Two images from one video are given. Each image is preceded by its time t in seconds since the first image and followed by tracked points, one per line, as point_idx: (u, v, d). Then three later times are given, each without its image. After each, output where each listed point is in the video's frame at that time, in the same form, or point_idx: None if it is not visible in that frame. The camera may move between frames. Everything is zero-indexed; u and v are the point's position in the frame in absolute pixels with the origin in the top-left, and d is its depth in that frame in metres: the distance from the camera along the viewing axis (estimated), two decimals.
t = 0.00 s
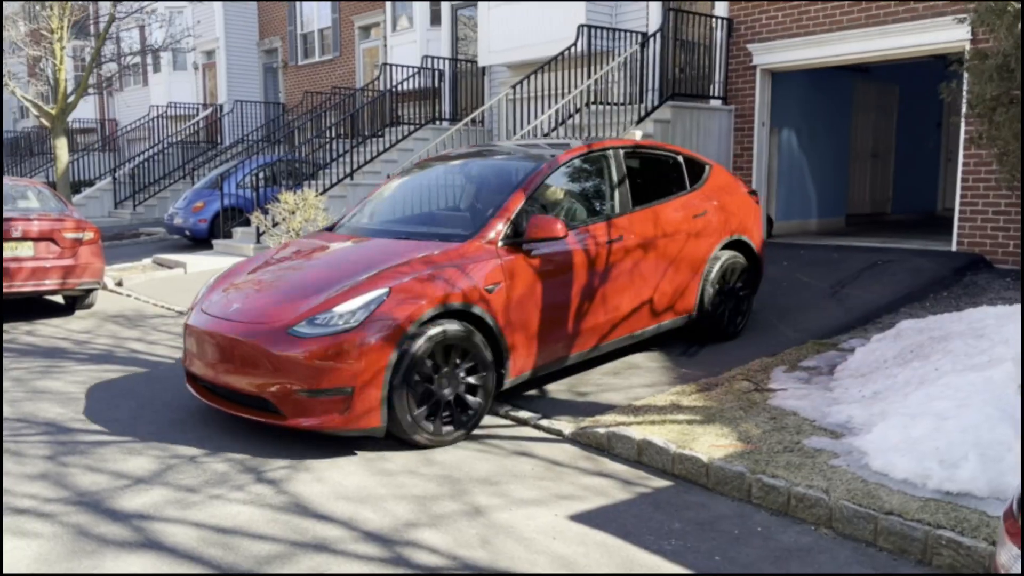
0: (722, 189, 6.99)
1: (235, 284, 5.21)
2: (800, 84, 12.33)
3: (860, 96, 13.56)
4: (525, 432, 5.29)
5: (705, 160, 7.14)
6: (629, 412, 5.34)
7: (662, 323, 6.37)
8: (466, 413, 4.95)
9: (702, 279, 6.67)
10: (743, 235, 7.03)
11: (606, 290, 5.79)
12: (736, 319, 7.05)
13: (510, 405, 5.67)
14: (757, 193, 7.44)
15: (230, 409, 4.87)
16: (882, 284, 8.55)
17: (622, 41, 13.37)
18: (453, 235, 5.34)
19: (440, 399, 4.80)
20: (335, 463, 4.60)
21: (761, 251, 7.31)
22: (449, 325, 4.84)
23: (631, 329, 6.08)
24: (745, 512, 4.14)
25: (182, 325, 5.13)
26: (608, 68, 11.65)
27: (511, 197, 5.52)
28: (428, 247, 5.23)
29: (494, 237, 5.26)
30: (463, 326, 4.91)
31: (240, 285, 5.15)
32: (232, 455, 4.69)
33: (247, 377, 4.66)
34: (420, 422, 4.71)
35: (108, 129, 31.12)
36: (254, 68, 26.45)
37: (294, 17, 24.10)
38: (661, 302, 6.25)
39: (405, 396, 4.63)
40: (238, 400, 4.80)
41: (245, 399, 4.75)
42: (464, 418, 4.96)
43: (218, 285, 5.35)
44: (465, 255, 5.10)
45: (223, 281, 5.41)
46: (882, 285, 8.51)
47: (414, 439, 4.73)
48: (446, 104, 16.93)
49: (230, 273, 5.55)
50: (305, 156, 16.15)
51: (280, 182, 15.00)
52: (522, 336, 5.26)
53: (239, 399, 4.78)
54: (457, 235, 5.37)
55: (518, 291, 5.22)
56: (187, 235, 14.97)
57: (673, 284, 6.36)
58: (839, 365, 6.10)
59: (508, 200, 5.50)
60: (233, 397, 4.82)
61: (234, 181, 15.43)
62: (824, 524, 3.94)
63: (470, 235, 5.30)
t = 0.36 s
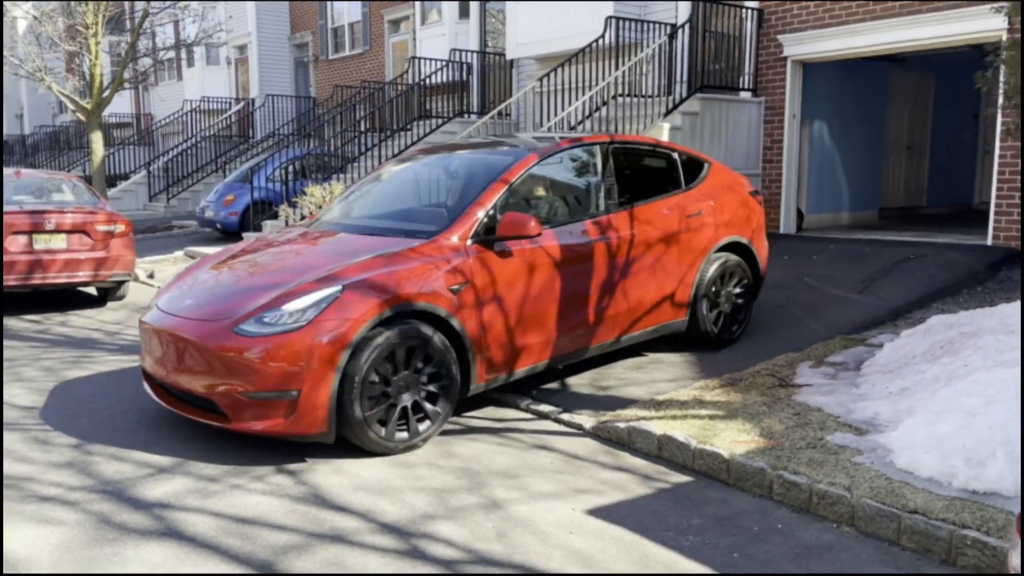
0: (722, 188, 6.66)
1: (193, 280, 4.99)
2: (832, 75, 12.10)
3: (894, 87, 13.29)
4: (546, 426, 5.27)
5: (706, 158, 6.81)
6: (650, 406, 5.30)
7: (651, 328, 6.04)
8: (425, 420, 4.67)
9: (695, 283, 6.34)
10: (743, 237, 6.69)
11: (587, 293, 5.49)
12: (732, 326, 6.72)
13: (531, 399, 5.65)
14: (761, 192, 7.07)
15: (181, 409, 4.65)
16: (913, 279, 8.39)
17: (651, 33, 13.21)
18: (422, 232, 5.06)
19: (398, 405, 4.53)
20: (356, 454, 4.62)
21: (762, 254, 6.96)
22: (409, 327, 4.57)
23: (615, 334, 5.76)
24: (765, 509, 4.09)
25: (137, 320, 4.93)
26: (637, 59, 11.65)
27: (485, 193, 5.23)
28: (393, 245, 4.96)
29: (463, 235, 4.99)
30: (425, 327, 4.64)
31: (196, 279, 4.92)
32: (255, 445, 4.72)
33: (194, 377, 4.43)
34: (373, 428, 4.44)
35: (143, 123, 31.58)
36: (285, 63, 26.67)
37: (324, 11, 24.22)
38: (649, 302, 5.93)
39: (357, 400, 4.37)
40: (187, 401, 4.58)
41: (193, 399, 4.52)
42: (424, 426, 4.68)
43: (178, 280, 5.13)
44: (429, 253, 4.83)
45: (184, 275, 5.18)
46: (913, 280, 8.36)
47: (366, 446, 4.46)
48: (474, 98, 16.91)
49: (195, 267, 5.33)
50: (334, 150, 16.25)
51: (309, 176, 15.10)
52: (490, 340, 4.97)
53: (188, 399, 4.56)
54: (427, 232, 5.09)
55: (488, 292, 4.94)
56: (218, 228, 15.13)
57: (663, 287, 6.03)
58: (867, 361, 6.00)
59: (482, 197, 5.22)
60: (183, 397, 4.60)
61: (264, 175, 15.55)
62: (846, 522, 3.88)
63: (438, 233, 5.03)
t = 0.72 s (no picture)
0: (726, 183, 6.27)
1: (149, 272, 4.74)
2: (872, 64, 11.77)
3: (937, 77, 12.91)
4: (572, 421, 5.16)
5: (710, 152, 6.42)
6: (680, 402, 5.17)
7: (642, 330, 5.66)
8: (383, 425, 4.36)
9: (695, 284, 5.95)
10: (746, 235, 6.29)
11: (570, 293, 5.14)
12: (735, 332, 6.30)
13: (558, 393, 5.54)
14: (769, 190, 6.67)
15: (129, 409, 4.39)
16: (955, 274, 8.14)
17: (686, 22, 12.80)
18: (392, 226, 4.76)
19: (353, 411, 4.24)
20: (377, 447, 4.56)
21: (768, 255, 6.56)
22: (366, 326, 4.27)
23: (602, 337, 5.40)
24: (796, 510, 3.94)
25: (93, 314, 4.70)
26: (673, 49, 11.50)
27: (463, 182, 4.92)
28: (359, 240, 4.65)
29: (433, 227, 4.67)
30: (383, 328, 4.33)
31: (151, 273, 4.65)
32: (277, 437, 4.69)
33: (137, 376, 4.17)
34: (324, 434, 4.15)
35: (180, 117, 31.94)
36: (320, 56, 26.79)
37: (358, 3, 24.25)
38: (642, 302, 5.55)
39: (307, 405, 4.09)
40: (134, 400, 4.32)
41: (139, 399, 4.27)
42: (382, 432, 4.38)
43: (137, 273, 4.89)
44: (394, 247, 4.52)
45: (145, 268, 4.93)
46: (955, 275, 8.10)
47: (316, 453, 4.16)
48: (507, 90, 16.78)
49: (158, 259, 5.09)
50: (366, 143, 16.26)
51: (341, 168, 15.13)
52: (464, 337, 4.66)
53: (134, 399, 4.30)
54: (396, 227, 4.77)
55: (456, 289, 4.62)
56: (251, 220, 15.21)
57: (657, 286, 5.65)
58: (905, 358, 5.81)
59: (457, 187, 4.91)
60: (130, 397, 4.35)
61: (296, 168, 15.59)
62: (881, 525, 3.73)
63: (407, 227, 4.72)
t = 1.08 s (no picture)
0: (750, 182, 5.78)
1: (112, 264, 4.56)
2: (950, 51, 11.24)
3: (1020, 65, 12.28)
4: (626, 420, 5.01)
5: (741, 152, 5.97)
6: (740, 403, 4.97)
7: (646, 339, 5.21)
8: (314, 436, 4.03)
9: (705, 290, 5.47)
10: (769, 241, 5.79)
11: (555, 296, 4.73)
12: (748, 347, 5.78)
13: (612, 391, 5.40)
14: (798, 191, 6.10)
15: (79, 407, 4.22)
16: None
17: (752, 11, 12.47)
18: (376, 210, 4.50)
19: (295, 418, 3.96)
20: (426, 443, 4.48)
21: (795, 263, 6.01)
22: (312, 327, 3.97)
23: (598, 345, 4.97)
24: (863, 520, 3.73)
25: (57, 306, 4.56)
26: (736, 38, 11.14)
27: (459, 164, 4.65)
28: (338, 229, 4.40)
29: (403, 220, 4.34)
30: (333, 329, 4.02)
31: (112, 265, 4.48)
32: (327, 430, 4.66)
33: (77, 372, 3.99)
34: (245, 432, 3.86)
35: (247, 111, 32.56)
36: (383, 50, 26.99)
37: None
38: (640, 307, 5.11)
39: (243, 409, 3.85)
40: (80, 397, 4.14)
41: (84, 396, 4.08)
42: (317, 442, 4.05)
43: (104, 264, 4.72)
44: (357, 243, 4.21)
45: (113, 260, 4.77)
46: None
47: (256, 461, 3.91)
48: (567, 82, 16.53)
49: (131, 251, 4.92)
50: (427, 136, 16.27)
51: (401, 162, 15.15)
52: (484, 326, 4.48)
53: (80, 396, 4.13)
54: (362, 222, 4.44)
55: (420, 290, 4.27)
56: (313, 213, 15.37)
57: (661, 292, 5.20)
58: (982, 361, 5.49)
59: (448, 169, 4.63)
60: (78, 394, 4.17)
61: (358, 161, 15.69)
62: (956, 539, 3.50)
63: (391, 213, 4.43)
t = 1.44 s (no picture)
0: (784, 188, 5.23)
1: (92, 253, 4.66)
2: None
3: None
4: (703, 427, 4.82)
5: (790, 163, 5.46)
6: (826, 413, 4.71)
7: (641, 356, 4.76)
8: (231, 435, 3.91)
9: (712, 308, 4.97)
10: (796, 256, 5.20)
11: (520, 305, 4.37)
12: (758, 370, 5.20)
13: (690, 396, 5.21)
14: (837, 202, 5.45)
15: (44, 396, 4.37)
16: None
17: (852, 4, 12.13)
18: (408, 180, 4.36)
19: (215, 415, 3.88)
20: (496, 443, 4.41)
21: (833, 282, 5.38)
22: (235, 323, 3.86)
23: (576, 360, 4.57)
24: (958, 545, 3.47)
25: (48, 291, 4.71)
26: (833, 29, 10.68)
27: (503, 150, 4.55)
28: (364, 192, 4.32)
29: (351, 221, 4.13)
30: (258, 327, 3.89)
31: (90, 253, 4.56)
32: (399, 426, 4.65)
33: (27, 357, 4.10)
34: (159, 418, 3.84)
35: (340, 109, 33.24)
36: (472, 47, 27.12)
37: None
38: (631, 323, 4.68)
39: (162, 403, 3.83)
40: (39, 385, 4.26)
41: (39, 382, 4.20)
42: (235, 440, 3.93)
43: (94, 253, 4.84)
44: (303, 237, 4.06)
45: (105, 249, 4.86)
46: None
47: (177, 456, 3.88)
48: (656, 76, 16.20)
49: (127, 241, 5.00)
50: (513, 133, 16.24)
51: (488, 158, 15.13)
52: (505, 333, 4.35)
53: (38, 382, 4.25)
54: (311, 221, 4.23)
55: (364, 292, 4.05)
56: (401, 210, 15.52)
57: (656, 302, 4.74)
58: None
59: (485, 132, 4.57)
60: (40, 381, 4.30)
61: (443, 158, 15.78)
62: None
63: (424, 192, 4.33)
